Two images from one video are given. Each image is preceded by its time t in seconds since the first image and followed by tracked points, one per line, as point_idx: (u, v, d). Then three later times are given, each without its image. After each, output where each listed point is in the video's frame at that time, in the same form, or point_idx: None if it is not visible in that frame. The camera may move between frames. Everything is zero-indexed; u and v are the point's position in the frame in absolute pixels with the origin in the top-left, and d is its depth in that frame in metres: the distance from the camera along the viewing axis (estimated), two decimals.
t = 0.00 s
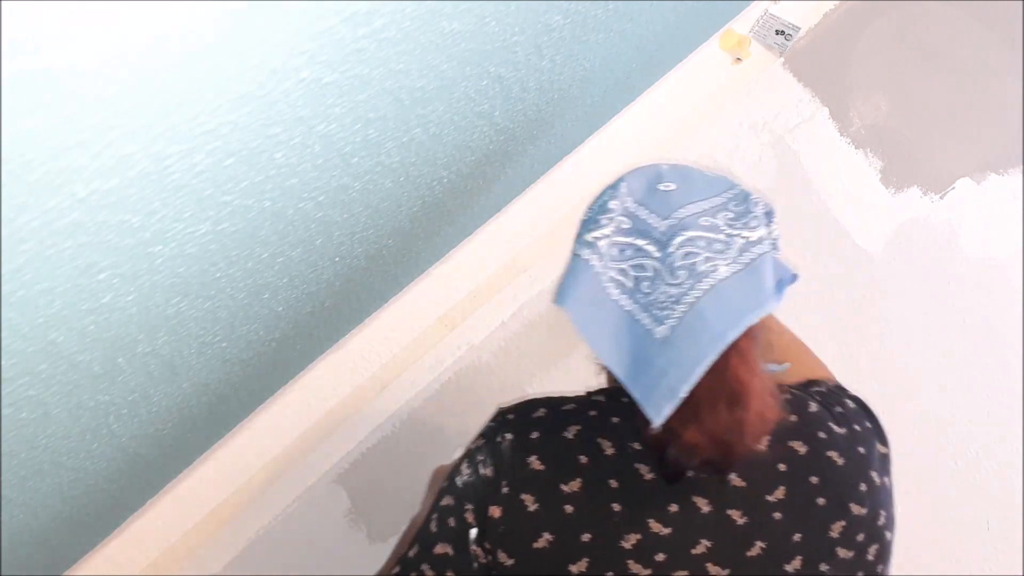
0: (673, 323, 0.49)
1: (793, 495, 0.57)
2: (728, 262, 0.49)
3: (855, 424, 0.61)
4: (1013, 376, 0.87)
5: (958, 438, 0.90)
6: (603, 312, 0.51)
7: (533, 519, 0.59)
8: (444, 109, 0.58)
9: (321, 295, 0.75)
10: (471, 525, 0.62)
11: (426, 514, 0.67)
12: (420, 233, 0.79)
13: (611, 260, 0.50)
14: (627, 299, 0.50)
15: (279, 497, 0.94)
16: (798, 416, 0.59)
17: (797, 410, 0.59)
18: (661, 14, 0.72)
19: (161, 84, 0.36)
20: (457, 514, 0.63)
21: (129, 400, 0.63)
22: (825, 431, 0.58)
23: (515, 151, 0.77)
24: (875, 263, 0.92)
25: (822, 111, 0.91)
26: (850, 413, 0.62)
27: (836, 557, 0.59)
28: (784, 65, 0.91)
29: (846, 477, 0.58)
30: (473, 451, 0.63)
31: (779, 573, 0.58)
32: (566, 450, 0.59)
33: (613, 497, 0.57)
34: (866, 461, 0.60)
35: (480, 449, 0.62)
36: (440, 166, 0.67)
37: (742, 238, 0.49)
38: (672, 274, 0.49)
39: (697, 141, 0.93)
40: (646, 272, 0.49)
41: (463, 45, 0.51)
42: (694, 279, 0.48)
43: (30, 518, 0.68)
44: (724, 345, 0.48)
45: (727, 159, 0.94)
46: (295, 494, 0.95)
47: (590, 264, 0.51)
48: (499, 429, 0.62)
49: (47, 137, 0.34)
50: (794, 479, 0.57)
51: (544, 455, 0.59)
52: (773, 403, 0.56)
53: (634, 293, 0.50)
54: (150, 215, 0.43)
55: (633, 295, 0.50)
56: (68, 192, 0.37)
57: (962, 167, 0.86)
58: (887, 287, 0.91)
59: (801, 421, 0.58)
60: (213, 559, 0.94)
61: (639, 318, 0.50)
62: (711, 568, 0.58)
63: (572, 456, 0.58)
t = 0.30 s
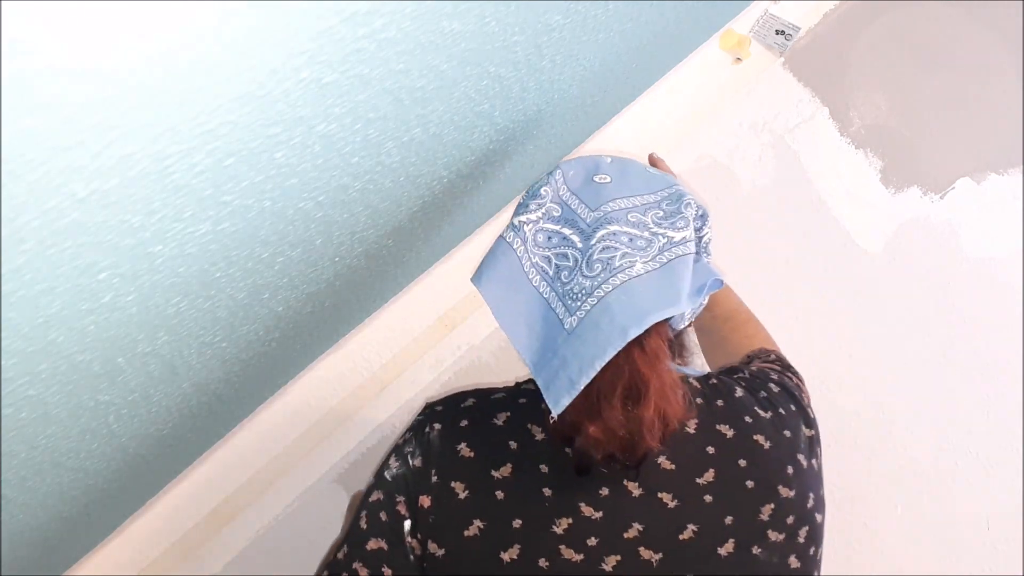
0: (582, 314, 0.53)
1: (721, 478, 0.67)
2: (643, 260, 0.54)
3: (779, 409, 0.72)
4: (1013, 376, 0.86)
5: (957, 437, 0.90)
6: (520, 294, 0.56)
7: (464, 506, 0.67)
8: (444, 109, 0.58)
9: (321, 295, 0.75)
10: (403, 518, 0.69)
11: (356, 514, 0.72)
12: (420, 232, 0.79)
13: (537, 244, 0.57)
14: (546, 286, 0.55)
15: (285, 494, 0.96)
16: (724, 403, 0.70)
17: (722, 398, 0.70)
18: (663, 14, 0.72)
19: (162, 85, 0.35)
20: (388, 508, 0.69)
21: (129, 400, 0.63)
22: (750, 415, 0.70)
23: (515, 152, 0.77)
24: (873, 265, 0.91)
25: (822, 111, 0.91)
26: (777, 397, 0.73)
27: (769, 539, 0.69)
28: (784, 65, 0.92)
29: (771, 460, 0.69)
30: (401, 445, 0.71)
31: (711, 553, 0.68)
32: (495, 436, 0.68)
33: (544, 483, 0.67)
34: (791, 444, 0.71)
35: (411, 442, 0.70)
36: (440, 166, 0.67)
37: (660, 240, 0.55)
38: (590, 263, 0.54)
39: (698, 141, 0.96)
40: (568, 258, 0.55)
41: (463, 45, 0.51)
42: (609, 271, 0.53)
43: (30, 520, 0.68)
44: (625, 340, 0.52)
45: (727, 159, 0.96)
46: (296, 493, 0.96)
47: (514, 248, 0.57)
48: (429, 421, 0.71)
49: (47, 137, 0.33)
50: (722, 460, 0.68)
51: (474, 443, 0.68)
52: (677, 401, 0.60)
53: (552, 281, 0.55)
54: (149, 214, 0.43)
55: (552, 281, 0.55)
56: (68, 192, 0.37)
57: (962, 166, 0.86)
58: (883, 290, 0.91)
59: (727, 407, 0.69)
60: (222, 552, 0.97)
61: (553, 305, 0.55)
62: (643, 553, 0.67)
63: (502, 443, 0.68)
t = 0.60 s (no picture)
0: (558, 306, 0.54)
1: (698, 475, 0.64)
2: (617, 253, 0.55)
3: (759, 405, 0.69)
4: (1013, 375, 0.87)
5: (957, 437, 0.90)
6: (497, 291, 0.57)
7: (442, 505, 0.65)
8: (444, 109, 0.58)
9: (321, 294, 0.75)
10: (385, 518, 0.67)
11: (340, 515, 0.71)
12: (420, 232, 0.79)
13: (512, 241, 0.58)
14: (522, 282, 0.57)
15: (284, 494, 0.96)
16: (700, 399, 0.67)
17: (698, 395, 0.67)
18: (662, 14, 0.72)
19: (162, 85, 0.35)
20: (370, 510, 0.68)
21: (129, 400, 0.63)
22: (726, 412, 0.67)
23: (515, 152, 0.77)
24: (875, 265, 0.91)
25: (822, 111, 0.91)
26: (756, 392, 0.70)
27: (746, 535, 0.67)
28: (783, 65, 0.92)
29: (749, 456, 0.66)
30: (381, 447, 0.69)
31: (690, 551, 0.65)
32: (474, 434, 0.66)
33: (521, 479, 0.64)
34: (769, 441, 0.68)
35: (390, 444, 0.68)
36: (440, 166, 0.67)
37: (633, 232, 0.56)
38: (565, 256, 0.55)
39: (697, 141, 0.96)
40: (543, 253, 0.57)
41: (463, 45, 0.51)
42: (583, 263, 0.54)
43: (30, 520, 0.68)
44: (601, 329, 0.52)
45: (727, 159, 0.96)
46: (295, 494, 0.96)
47: (489, 244, 0.58)
48: (408, 422, 0.68)
49: (47, 138, 0.33)
50: (699, 456, 0.65)
51: (451, 442, 0.66)
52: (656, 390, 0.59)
53: (528, 277, 0.57)
54: (149, 214, 0.43)
55: (528, 276, 0.57)
56: (68, 192, 0.37)
57: (962, 166, 0.86)
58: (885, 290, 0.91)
59: (703, 403, 0.66)
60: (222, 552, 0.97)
61: (529, 299, 0.56)
62: (621, 549, 0.64)
63: (481, 441, 0.65)
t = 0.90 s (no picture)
0: (536, 305, 0.55)
1: (665, 482, 0.64)
2: (596, 252, 0.56)
3: (731, 410, 0.68)
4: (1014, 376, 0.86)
5: (958, 437, 0.90)
6: (475, 289, 0.59)
7: (402, 512, 0.64)
8: (444, 108, 0.58)
9: (321, 294, 0.75)
10: (347, 525, 0.67)
11: (305, 521, 0.70)
12: (420, 232, 0.79)
13: (489, 239, 0.60)
14: (500, 280, 0.59)
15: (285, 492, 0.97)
16: (670, 404, 0.66)
17: (668, 400, 0.66)
18: (663, 14, 0.72)
19: (163, 83, 0.35)
20: (332, 516, 0.67)
21: (129, 400, 0.63)
22: (696, 418, 0.66)
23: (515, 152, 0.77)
24: (877, 264, 0.91)
25: (821, 111, 0.92)
26: (730, 397, 0.69)
27: (714, 543, 0.66)
28: (784, 65, 0.93)
29: (718, 463, 0.65)
30: (347, 452, 0.68)
31: (655, 558, 0.65)
32: (437, 440, 0.64)
33: (483, 486, 0.63)
34: (740, 447, 0.67)
35: (354, 449, 0.67)
36: (440, 166, 0.67)
37: (612, 232, 0.58)
38: (544, 255, 0.57)
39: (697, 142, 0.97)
40: (521, 251, 0.58)
41: (463, 45, 0.51)
42: (563, 262, 0.55)
43: (31, 520, 0.68)
44: (581, 328, 0.53)
45: (727, 159, 0.96)
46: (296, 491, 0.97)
47: (467, 242, 0.61)
48: (372, 428, 0.67)
49: (47, 137, 0.33)
50: (666, 463, 0.64)
51: (414, 448, 0.64)
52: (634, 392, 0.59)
53: (506, 275, 0.58)
54: (149, 214, 0.43)
55: (506, 274, 0.59)
56: (68, 192, 0.37)
57: (962, 166, 0.86)
58: (887, 289, 0.91)
59: (672, 408, 0.66)
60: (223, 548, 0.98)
61: (507, 297, 0.58)
62: (583, 556, 0.64)
63: (443, 447, 0.64)
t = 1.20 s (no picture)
0: (509, 304, 0.55)
1: (622, 489, 0.64)
2: (571, 252, 0.57)
3: (693, 416, 0.68)
4: (1014, 376, 0.86)
5: (958, 437, 0.89)
6: (445, 286, 0.59)
7: (354, 518, 0.62)
8: (444, 109, 0.58)
9: (320, 294, 0.75)
10: (297, 531, 0.64)
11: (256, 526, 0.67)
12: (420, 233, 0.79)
13: (462, 236, 0.61)
14: (472, 278, 0.59)
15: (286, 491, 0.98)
16: (631, 410, 0.66)
17: (630, 406, 0.66)
18: (663, 14, 0.72)
19: (163, 82, 0.35)
20: (283, 522, 0.64)
21: (129, 400, 0.63)
22: (656, 424, 0.66)
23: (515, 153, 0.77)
24: (876, 264, 0.91)
25: (822, 111, 0.92)
26: (693, 404, 0.69)
27: (672, 552, 0.66)
28: (784, 65, 0.93)
29: (678, 470, 0.65)
30: (299, 457, 0.66)
31: (612, 566, 0.64)
32: (392, 446, 0.63)
33: (437, 493, 0.62)
34: (701, 454, 0.67)
35: (306, 454, 0.65)
36: (440, 166, 0.67)
37: (586, 234, 0.59)
38: (518, 253, 0.57)
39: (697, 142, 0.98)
40: (494, 249, 0.59)
41: (463, 45, 0.51)
42: (537, 261, 0.56)
43: (31, 520, 0.68)
44: (556, 328, 0.53)
45: (727, 159, 0.96)
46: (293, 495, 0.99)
47: (439, 238, 0.61)
48: (326, 432, 0.65)
49: (48, 137, 0.33)
50: (625, 469, 0.64)
51: (368, 454, 0.63)
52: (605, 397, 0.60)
53: (479, 273, 0.58)
54: (149, 214, 0.43)
55: (477, 272, 0.59)
56: (69, 192, 0.37)
57: (962, 166, 0.86)
58: (887, 289, 0.91)
59: (634, 415, 0.66)
60: (227, 550, 1.00)
61: (478, 295, 0.58)
62: (539, 565, 0.63)
63: (398, 452, 0.63)
